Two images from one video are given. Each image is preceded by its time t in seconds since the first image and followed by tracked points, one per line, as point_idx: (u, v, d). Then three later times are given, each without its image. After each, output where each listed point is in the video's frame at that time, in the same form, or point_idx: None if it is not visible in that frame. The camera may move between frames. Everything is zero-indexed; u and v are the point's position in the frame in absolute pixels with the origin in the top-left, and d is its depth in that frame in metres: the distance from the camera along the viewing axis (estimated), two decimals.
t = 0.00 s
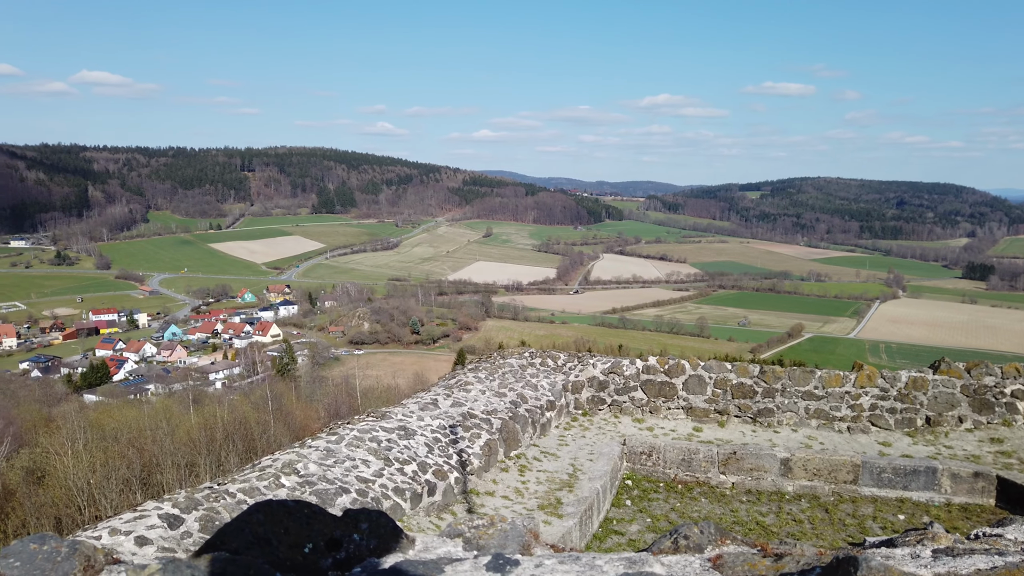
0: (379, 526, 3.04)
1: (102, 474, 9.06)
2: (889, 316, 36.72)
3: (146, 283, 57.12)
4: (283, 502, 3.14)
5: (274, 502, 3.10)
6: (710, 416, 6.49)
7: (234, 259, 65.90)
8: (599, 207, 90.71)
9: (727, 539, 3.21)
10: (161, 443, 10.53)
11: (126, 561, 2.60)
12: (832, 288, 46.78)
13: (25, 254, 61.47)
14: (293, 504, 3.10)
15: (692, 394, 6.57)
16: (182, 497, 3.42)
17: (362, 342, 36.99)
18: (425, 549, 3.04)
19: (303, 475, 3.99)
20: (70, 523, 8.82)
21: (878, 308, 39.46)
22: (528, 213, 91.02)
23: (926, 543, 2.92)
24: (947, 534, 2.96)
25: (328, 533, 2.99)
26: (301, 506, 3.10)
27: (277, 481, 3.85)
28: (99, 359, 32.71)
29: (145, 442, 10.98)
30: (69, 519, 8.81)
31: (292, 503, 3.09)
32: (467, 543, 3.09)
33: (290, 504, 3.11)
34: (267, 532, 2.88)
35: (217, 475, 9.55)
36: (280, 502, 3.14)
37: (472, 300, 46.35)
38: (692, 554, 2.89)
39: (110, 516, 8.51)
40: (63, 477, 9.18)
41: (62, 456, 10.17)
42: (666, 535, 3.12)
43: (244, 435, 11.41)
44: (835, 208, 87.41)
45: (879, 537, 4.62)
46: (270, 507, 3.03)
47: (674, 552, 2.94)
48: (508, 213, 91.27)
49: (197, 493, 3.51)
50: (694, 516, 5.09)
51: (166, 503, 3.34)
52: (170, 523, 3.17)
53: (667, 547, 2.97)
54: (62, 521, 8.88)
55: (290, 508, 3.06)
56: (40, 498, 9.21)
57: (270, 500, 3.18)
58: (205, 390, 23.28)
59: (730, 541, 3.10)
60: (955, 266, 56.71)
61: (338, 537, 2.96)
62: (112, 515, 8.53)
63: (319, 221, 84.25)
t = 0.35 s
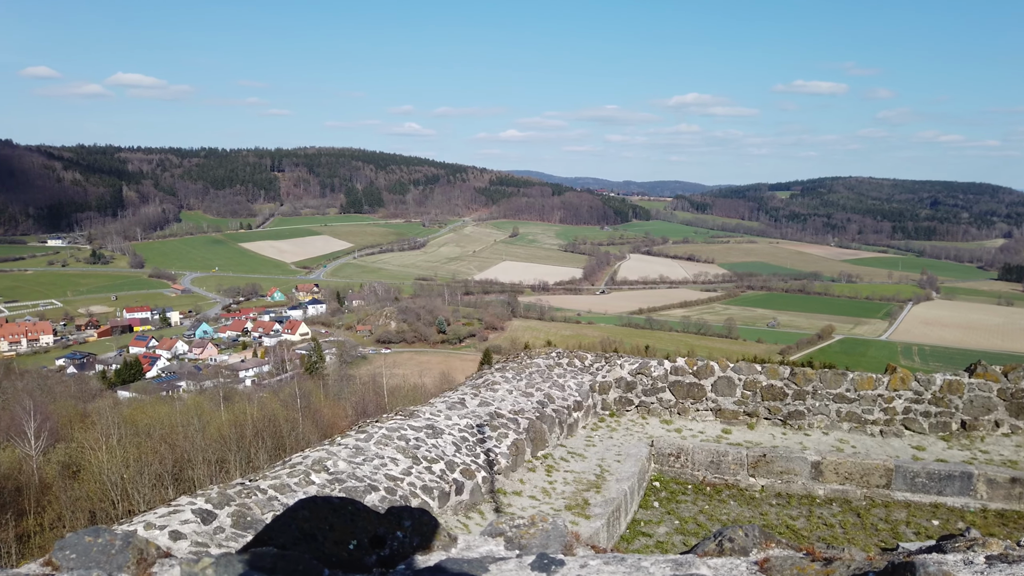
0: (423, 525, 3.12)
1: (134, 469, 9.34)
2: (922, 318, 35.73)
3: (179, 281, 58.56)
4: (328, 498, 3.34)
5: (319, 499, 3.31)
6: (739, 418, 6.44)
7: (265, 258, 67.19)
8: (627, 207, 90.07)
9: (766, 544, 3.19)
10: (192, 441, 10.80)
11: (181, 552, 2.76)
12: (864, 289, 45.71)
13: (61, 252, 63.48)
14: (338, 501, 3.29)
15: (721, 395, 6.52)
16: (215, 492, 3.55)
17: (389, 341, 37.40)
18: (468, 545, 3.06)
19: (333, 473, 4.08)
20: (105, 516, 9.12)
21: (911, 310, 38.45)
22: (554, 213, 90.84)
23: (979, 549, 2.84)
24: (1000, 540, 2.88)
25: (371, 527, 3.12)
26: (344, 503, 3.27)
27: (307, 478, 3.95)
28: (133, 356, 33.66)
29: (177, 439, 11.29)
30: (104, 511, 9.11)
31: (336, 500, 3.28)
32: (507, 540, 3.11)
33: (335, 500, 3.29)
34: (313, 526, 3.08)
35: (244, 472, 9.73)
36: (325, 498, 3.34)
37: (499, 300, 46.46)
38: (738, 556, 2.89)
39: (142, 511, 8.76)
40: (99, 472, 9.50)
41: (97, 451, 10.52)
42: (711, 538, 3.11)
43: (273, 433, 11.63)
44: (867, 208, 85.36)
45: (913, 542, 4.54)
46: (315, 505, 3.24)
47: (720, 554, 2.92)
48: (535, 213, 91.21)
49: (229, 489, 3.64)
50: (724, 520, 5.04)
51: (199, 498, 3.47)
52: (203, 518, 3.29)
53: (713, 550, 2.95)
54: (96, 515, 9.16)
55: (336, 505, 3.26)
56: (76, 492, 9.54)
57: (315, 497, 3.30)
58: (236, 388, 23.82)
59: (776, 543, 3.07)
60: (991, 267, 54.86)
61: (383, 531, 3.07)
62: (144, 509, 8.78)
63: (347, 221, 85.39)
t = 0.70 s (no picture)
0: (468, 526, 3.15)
1: (166, 466, 9.66)
2: (955, 320, 34.77)
3: (211, 280, 60.04)
4: (371, 494, 3.29)
5: (363, 494, 3.26)
6: (769, 420, 6.38)
7: (294, 257, 68.38)
8: (654, 207, 89.32)
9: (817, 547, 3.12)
10: (224, 438, 11.10)
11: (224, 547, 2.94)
12: (896, 291, 44.66)
13: (96, 252, 65.70)
14: (381, 497, 3.26)
15: (751, 397, 6.47)
16: (247, 489, 3.66)
17: (416, 339, 37.78)
18: (511, 545, 3.11)
19: (363, 470, 4.18)
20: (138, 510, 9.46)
21: (945, 311, 37.42)
22: (581, 213, 90.55)
23: None
24: None
25: (416, 526, 3.09)
26: (388, 501, 3.25)
27: (337, 475, 4.05)
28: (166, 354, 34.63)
29: (208, 436, 11.61)
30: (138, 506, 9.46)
31: (380, 495, 3.25)
32: (550, 541, 3.14)
33: (379, 496, 3.26)
34: (357, 521, 3.07)
35: (274, 468, 9.98)
36: (368, 494, 3.28)
37: (525, 299, 46.53)
38: (788, 558, 2.88)
39: (175, 506, 9.06)
40: (134, 468, 9.92)
41: (132, 447, 10.91)
42: (760, 539, 3.07)
43: (301, 430, 11.86)
44: (899, 207, 83.32)
45: (948, 550, 4.44)
46: (359, 500, 3.20)
47: (771, 556, 2.91)
48: (561, 213, 91.07)
49: (261, 485, 3.75)
50: (753, 523, 5.01)
51: (233, 494, 3.60)
52: (235, 513, 3.41)
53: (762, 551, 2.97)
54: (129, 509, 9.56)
55: (379, 501, 3.22)
56: (110, 487, 9.96)
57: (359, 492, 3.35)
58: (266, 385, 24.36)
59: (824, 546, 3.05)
60: None
61: (428, 530, 3.06)
62: (177, 503, 9.07)
63: (374, 221, 86.44)
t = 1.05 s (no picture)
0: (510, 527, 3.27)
1: (198, 462, 9.92)
2: (992, 322, 33.67)
3: (241, 278, 61.30)
4: (416, 494, 3.50)
5: (409, 494, 3.47)
6: (800, 423, 6.31)
7: (323, 256, 69.48)
8: (682, 207, 88.40)
9: (862, 555, 3.25)
10: (254, 436, 11.36)
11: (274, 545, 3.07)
12: (929, 292, 43.43)
13: (131, 251, 67.58)
14: (426, 498, 3.46)
15: (781, 400, 6.41)
16: (279, 486, 3.76)
17: (443, 338, 38.09)
18: (557, 549, 3.18)
19: (392, 468, 4.26)
20: (171, 505, 9.74)
21: (981, 313, 36.31)
22: (608, 213, 90.05)
23: None
24: None
25: (459, 527, 3.27)
26: (433, 501, 3.46)
27: (367, 473, 4.13)
28: (198, 351, 35.48)
29: (239, 433, 11.91)
30: (170, 500, 9.76)
31: (424, 498, 3.44)
32: (595, 544, 3.20)
33: (423, 497, 3.48)
34: (404, 521, 3.25)
35: (304, 465, 10.16)
36: (414, 494, 3.49)
37: (551, 299, 46.47)
38: (837, 568, 2.94)
39: (205, 501, 9.30)
40: (166, 464, 10.27)
41: (165, 443, 11.26)
42: (809, 547, 3.17)
43: (330, 427, 12.06)
44: (934, 207, 80.85)
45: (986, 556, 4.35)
46: (405, 500, 3.39)
47: (819, 564, 3.00)
48: (588, 213, 90.66)
49: (292, 483, 3.86)
50: (784, 527, 4.96)
51: (264, 490, 3.71)
52: (268, 510, 3.52)
53: (811, 560, 3.03)
54: (161, 504, 9.90)
55: (424, 501, 3.44)
56: (144, 482, 10.36)
57: (404, 493, 3.57)
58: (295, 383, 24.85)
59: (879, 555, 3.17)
60: None
61: (472, 531, 3.24)
62: (207, 500, 9.32)
63: (402, 220, 87.28)
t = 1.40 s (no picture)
0: (554, 526, 3.28)
1: (229, 460, 10.19)
2: None
3: (271, 279, 62.52)
4: (461, 497, 3.61)
5: (453, 498, 3.59)
6: (833, 428, 6.23)
7: (352, 258, 70.46)
8: (711, 209, 87.35)
9: (915, 566, 3.07)
10: (284, 435, 11.61)
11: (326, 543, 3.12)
12: (965, 296, 42.21)
13: (165, 252, 69.40)
14: (471, 501, 3.58)
15: (814, 404, 6.33)
16: (311, 486, 3.89)
17: (470, 340, 38.30)
18: (603, 551, 3.09)
19: (421, 468, 4.36)
20: (203, 502, 10.02)
21: (1020, 318, 35.12)
22: (636, 214, 89.43)
23: None
24: None
25: (504, 529, 3.34)
26: (478, 504, 3.56)
27: (396, 473, 4.22)
28: (229, 350, 36.28)
29: (270, 431, 12.19)
30: (202, 498, 10.02)
31: (470, 501, 3.57)
32: (642, 548, 3.10)
33: (468, 501, 3.58)
34: (450, 523, 3.34)
35: (332, 463, 10.33)
36: (459, 497, 3.62)
37: (578, 301, 46.32)
38: None
39: (237, 499, 9.55)
40: (199, 462, 10.59)
41: (197, 441, 11.61)
42: (861, 555, 3.08)
43: (358, 427, 12.26)
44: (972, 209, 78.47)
45: None
46: (451, 503, 3.51)
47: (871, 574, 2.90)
48: (616, 215, 90.13)
49: (324, 482, 3.98)
50: (816, 533, 4.91)
51: (296, 490, 3.83)
52: (298, 509, 3.62)
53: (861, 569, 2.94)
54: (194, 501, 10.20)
55: (469, 504, 3.54)
56: (176, 480, 10.71)
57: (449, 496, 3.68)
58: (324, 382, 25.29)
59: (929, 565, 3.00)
60: None
61: (517, 531, 3.27)
62: (239, 497, 9.56)
63: (429, 222, 88.00)
